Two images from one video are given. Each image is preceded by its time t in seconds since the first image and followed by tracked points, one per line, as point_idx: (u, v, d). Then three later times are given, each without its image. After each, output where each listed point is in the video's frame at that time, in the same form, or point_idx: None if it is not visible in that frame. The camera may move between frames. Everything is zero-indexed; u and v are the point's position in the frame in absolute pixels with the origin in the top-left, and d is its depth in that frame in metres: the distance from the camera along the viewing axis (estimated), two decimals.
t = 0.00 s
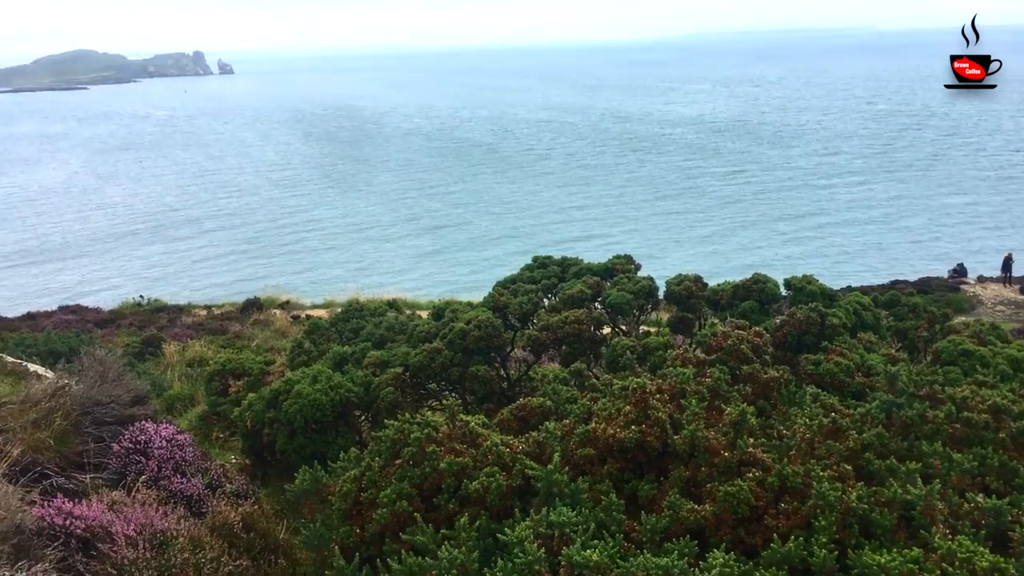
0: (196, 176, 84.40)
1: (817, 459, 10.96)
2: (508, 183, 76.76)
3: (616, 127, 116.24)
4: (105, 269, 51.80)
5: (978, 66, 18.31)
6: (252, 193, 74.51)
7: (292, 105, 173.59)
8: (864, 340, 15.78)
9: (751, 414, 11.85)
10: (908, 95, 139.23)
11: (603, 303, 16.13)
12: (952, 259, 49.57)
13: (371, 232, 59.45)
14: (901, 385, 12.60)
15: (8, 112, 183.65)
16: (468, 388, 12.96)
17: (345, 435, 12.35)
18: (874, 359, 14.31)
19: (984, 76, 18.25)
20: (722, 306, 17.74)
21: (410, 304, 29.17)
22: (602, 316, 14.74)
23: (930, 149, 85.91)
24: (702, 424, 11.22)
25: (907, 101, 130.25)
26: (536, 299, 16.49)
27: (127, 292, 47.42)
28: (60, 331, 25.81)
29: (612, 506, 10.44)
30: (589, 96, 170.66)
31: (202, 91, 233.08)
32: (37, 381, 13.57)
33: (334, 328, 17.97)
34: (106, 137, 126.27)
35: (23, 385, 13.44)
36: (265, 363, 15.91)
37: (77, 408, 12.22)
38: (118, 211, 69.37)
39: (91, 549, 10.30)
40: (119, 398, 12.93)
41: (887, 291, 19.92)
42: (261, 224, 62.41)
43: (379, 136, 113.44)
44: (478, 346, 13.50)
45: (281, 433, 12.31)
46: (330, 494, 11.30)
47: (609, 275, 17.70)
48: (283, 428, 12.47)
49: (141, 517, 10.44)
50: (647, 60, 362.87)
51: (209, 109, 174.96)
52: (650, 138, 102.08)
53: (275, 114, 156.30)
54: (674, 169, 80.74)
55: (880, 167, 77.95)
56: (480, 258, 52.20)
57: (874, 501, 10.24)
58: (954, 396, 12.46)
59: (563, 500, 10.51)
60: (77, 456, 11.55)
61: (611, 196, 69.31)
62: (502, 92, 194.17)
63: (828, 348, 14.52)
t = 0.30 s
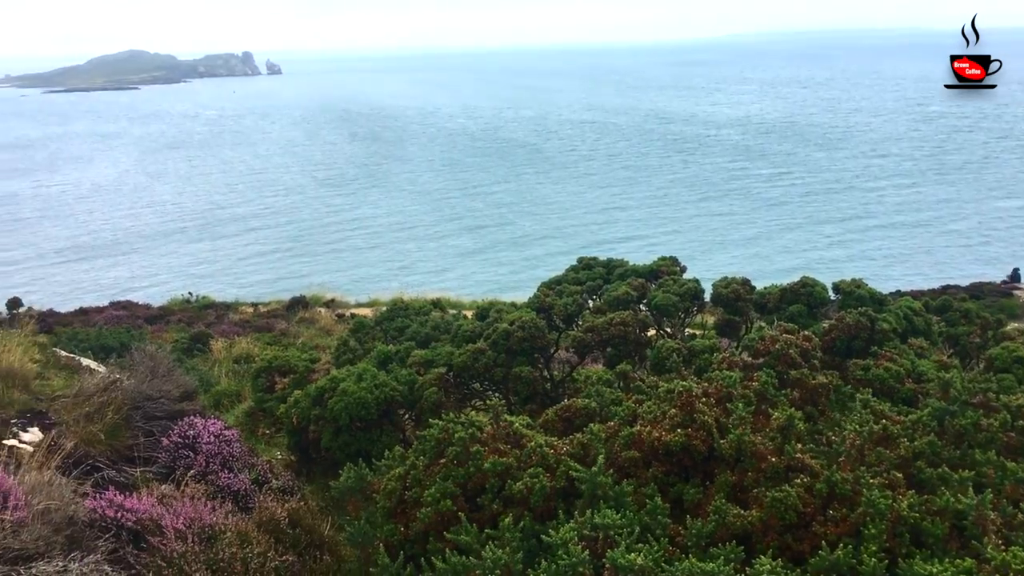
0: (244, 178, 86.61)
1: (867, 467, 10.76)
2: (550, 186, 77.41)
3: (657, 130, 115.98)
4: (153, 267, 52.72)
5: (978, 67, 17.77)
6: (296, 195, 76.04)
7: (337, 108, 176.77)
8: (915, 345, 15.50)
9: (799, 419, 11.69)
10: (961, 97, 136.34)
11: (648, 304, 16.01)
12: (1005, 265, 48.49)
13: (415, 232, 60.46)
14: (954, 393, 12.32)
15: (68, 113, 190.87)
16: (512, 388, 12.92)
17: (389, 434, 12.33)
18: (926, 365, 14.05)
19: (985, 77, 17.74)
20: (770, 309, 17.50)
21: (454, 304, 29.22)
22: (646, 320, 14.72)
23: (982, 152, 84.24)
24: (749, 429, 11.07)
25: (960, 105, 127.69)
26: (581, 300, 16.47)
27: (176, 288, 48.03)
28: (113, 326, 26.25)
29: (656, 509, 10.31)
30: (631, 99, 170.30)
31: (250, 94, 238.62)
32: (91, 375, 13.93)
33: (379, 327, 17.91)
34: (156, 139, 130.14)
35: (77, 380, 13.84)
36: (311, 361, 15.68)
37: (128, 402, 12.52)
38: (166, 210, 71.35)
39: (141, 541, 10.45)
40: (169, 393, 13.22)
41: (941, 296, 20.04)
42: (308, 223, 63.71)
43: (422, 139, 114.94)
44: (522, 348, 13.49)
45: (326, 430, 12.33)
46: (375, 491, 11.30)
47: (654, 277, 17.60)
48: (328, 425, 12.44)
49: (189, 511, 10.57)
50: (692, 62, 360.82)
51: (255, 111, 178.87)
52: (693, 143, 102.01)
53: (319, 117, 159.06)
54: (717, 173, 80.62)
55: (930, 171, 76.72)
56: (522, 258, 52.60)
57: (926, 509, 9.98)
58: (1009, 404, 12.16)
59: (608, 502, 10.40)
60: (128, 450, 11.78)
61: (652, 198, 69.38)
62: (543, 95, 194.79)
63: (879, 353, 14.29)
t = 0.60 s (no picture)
0: (292, 179, 88.79)
1: (921, 477, 10.51)
2: (594, 189, 78.47)
3: (698, 135, 115.96)
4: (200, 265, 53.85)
5: (978, 66, 17.82)
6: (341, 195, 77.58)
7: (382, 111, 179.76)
8: (971, 353, 15.20)
9: (851, 428, 11.49)
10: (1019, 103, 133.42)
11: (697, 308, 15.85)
12: None
13: (459, 233, 61.77)
14: (1012, 403, 12.02)
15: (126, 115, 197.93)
16: (558, 390, 12.87)
17: (435, 434, 12.34)
18: (982, 374, 13.75)
19: (985, 77, 17.78)
20: (821, 315, 17.25)
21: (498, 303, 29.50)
22: (697, 324, 14.59)
23: None
24: (801, 436, 10.92)
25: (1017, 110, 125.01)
26: (628, 303, 16.33)
27: (225, 286, 48.87)
28: (165, 323, 26.69)
29: (704, 515, 10.17)
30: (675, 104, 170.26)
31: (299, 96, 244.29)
32: (144, 372, 14.22)
33: (425, 327, 17.93)
34: (206, 140, 133.70)
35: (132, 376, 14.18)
36: (358, 360, 15.73)
37: (180, 398, 12.77)
38: (216, 209, 73.59)
39: (192, 536, 10.56)
40: (220, 390, 13.43)
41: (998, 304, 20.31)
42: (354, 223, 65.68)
43: (466, 143, 116.63)
44: (569, 349, 13.40)
45: (373, 429, 12.37)
46: (422, 491, 11.31)
47: (702, 281, 17.41)
48: (375, 424, 12.48)
49: (240, 507, 10.71)
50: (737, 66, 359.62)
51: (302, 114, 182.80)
52: (738, 148, 101.98)
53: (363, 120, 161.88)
54: (764, 179, 80.59)
55: (983, 177, 75.41)
56: (565, 259, 53.50)
57: (983, 521, 9.65)
58: None
59: (656, 507, 10.27)
60: (179, 445, 11.95)
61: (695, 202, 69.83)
62: (586, 99, 195.60)
63: (933, 362, 14.03)
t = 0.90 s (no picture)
0: (343, 182, 91.99)
1: (981, 490, 10.16)
2: (646, 193, 80.74)
3: (743, 143, 115.77)
4: (248, 266, 56.16)
5: (978, 66, 17.23)
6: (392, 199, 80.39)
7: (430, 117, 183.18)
8: None
9: (908, 438, 11.25)
10: None
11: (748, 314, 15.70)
12: None
13: (503, 236, 64.10)
14: None
15: (182, 119, 205.19)
16: (607, 395, 12.78)
17: (484, 437, 12.33)
18: None
19: (985, 76, 17.24)
20: (877, 323, 16.96)
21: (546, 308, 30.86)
22: (749, 330, 14.47)
23: None
24: (856, 445, 10.73)
25: None
26: (679, 308, 16.21)
27: (276, 286, 51.21)
28: (218, 322, 27.33)
29: (757, 524, 9.97)
30: (720, 110, 169.75)
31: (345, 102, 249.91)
32: (199, 370, 14.52)
33: (474, 330, 18.03)
34: (256, 144, 137.73)
35: (186, 374, 14.47)
36: (407, 362, 15.82)
37: (233, 397, 12.97)
38: (265, 211, 76.76)
39: (246, 533, 10.66)
40: (272, 389, 13.61)
41: None
42: (403, 224, 68.80)
43: (513, 149, 118.74)
44: (619, 355, 13.29)
45: (422, 430, 12.43)
46: (470, 493, 11.32)
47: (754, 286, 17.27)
48: (424, 426, 12.54)
49: (293, 505, 10.82)
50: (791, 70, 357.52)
51: (349, 118, 186.77)
52: (787, 155, 101.85)
53: (408, 125, 164.89)
54: (813, 187, 80.74)
55: None
56: (611, 263, 55.46)
57: None
58: None
59: (707, 515, 10.10)
60: (232, 443, 12.12)
61: (744, 207, 71.35)
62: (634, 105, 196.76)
63: (993, 373, 13.73)
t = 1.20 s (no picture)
0: (392, 189, 94.97)
1: None
2: (692, 201, 82.40)
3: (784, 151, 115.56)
4: (297, 269, 58.79)
5: (978, 65, 16.70)
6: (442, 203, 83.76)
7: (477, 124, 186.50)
8: None
9: (968, 450, 10.96)
10: None
11: (801, 322, 15.53)
12: None
13: (548, 242, 66.74)
14: None
15: (234, 124, 212.36)
16: (656, 403, 12.67)
17: (532, 442, 12.31)
18: None
19: (986, 76, 16.67)
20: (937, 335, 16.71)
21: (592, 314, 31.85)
22: (802, 339, 14.34)
23: None
24: (913, 456, 10.50)
25: None
26: (729, 315, 16.11)
27: (325, 291, 53.88)
28: (268, 324, 28.01)
29: (811, 535, 9.73)
30: (766, 117, 169.34)
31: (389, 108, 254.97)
32: (252, 372, 14.83)
33: (523, 335, 18.18)
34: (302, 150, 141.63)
35: (239, 377, 14.75)
36: (455, 366, 15.90)
37: (284, 398, 13.10)
38: (319, 214, 80.80)
39: (297, 535, 10.74)
40: (323, 392, 13.76)
41: None
42: (451, 229, 71.94)
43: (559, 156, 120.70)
44: (669, 361, 13.14)
45: (471, 434, 12.48)
46: (519, 499, 11.29)
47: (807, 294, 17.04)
48: (473, 431, 12.60)
49: (344, 507, 10.89)
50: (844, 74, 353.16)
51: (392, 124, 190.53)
52: (837, 164, 101.62)
53: (451, 132, 167.60)
54: (862, 197, 80.61)
55: None
56: (658, 268, 57.61)
57: None
58: None
59: (759, 525, 9.89)
60: (284, 444, 12.25)
61: (793, 214, 72.93)
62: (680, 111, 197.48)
63: None
